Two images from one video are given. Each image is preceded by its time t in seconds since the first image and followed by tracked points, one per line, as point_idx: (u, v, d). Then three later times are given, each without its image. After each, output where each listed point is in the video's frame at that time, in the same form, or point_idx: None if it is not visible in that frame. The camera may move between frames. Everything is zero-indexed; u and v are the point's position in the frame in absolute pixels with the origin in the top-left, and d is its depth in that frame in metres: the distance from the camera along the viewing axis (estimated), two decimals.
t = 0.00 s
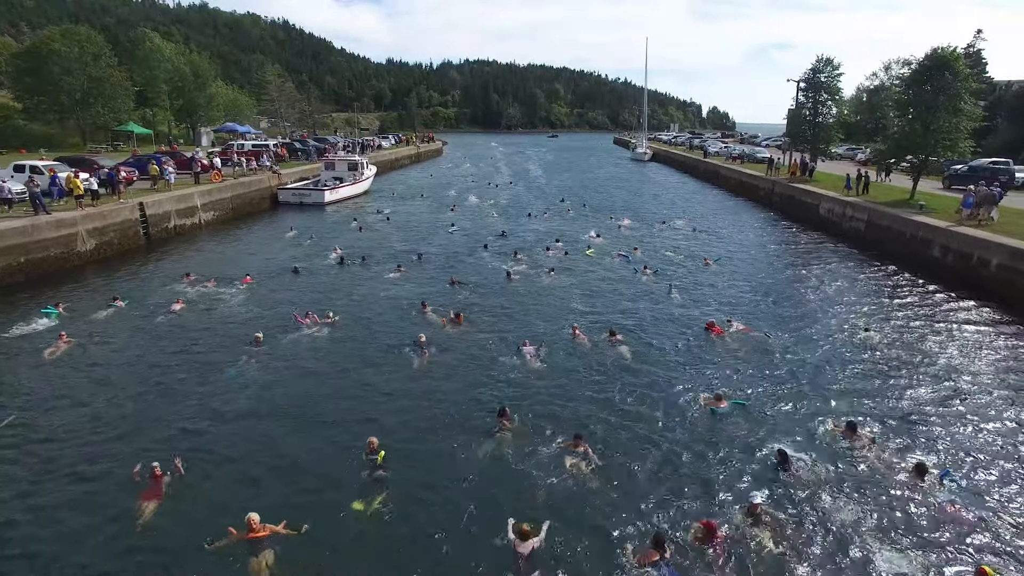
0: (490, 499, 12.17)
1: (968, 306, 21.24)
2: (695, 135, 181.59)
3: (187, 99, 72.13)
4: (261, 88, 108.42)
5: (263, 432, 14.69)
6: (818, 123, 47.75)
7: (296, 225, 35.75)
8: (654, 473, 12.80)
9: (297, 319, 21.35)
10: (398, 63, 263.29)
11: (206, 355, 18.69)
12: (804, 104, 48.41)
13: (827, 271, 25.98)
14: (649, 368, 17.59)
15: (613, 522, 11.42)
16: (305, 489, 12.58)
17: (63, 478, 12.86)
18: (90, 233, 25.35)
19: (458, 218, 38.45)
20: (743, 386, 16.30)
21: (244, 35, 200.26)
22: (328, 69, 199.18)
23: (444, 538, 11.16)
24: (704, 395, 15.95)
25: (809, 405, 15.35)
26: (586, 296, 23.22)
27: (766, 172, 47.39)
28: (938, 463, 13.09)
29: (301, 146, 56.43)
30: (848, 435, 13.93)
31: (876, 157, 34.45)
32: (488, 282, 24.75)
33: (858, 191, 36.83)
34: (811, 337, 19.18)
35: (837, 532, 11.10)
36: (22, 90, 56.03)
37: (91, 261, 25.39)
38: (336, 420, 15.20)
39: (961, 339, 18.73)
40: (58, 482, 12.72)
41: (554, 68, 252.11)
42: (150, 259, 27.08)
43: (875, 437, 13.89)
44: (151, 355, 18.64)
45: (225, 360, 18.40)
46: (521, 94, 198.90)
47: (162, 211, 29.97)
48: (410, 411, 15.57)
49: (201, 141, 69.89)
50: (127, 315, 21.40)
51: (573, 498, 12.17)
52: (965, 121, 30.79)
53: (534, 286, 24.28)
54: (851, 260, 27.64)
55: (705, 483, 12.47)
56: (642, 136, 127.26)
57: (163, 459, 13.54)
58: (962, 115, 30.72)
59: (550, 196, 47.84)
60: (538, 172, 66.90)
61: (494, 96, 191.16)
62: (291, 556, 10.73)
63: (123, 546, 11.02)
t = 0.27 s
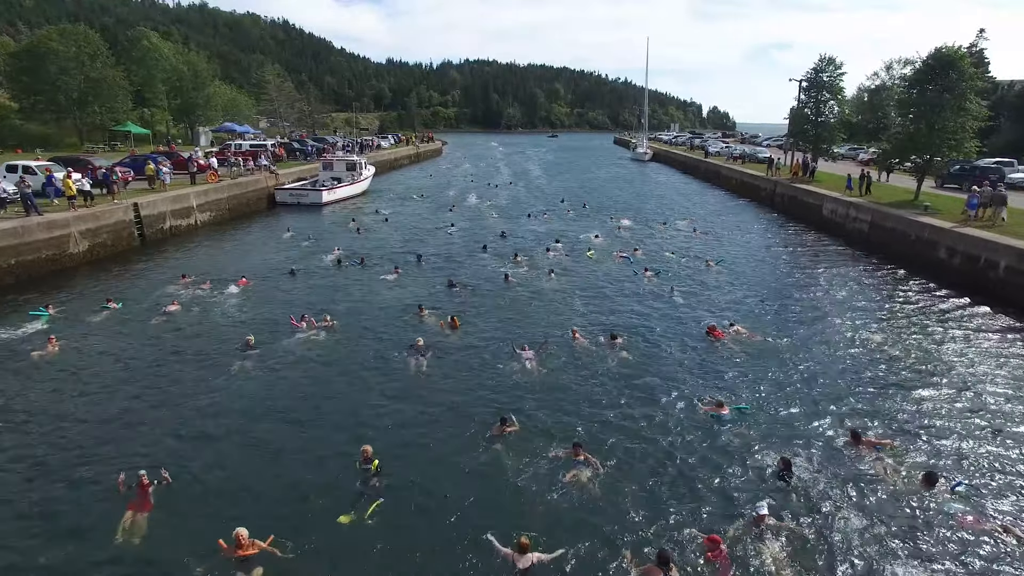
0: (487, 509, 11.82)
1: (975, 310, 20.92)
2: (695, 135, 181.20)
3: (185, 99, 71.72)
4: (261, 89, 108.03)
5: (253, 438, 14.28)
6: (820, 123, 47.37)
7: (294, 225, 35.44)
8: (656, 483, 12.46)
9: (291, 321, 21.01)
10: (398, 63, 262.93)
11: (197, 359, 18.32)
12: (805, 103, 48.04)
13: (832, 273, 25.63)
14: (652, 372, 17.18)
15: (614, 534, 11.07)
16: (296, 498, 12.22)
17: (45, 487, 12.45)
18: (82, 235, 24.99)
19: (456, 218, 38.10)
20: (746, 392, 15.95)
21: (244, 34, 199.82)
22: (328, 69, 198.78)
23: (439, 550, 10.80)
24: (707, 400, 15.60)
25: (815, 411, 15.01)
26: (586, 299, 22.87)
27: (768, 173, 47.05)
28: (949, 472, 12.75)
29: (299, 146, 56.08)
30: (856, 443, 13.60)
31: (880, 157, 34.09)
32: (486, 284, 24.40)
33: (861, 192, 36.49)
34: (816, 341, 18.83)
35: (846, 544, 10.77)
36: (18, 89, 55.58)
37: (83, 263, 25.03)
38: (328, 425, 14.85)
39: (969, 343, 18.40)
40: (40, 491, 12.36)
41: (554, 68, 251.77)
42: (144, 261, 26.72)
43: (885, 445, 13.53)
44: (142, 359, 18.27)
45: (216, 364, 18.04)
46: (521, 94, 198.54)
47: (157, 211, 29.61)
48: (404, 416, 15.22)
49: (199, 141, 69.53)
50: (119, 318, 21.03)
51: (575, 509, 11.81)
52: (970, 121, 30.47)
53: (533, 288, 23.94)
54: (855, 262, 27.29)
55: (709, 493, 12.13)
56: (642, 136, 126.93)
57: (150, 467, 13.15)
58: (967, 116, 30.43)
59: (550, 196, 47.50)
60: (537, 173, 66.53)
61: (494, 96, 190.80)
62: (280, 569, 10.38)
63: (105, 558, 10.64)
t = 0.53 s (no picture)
0: (485, 517, 11.51)
1: (983, 312, 20.59)
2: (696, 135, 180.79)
3: (184, 99, 71.43)
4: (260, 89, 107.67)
5: (246, 443, 13.95)
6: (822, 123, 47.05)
7: (292, 226, 35.14)
8: (659, 490, 12.15)
9: (287, 324, 20.71)
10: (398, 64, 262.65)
11: (190, 361, 18.01)
12: (807, 103, 47.71)
13: (835, 275, 25.32)
14: (653, 376, 16.86)
15: (615, 543, 10.76)
16: (289, 505, 11.90)
17: (31, 493, 12.12)
18: (76, 236, 24.68)
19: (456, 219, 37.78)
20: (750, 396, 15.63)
21: (244, 35, 199.50)
22: (327, 69, 198.49)
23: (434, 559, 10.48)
24: (710, 404, 15.28)
25: (820, 416, 14.69)
26: (587, 300, 22.54)
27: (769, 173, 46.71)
28: (959, 479, 12.45)
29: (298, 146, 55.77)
30: (862, 450, 13.30)
31: (883, 157, 33.78)
32: (486, 286, 24.08)
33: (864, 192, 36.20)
34: (821, 344, 18.51)
35: (853, 555, 10.47)
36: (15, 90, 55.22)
37: (77, 264, 24.70)
38: (322, 430, 14.53)
39: (977, 347, 18.08)
40: (25, 497, 12.05)
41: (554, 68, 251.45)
42: (139, 261, 26.39)
43: (892, 451, 13.22)
44: (134, 362, 17.94)
45: (210, 366, 17.73)
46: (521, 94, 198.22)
47: (152, 212, 29.28)
48: (400, 420, 14.91)
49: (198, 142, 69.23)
50: (111, 320, 20.71)
51: (575, 516, 11.47)
52: (975, 120, 30.12)
53: (533, 290, 23.60)
54: (859, 263, 26.96)
55: (713, 501, 11.82)
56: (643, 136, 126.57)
57: (139, 473, 12.81)
58: (972, 115, 30.07)
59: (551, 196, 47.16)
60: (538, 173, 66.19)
61: (494, 96, 190.43)
62: None
63: (89, 566, 10.32)
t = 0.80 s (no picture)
0: (485, 528, 11.19)
1: (991, 316, 20.24)
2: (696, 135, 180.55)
3: (182, 98, 70.91)
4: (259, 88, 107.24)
5: (241, 451, 13.60)
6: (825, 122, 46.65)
7: (291, 226, 34.82)
8: (664, 501, 11.85)
9: (285, 326, 20.39)
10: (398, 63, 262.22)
11: (185, 365, 17.68)
12: (810, 103, 47.31)
13: (840, 277, 24.98)
14: (657, 380, 16.49)
15: (619, 557, 10.45)
16: (284, 515, 11.58)
17: (17, 504, 11.75)
18: (69, 237, 24.31)
19: (455, 219, 37.45)
20: (756, 401, 15.31)
21: (243, 34, 198.95)
22: (327, 69, 197.90)
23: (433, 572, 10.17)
24: (714, 410, 14.99)
25: (829, 423, 14.39)
26: (589, 302, 22.21)
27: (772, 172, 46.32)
28: (972, 489, 12.14)
29: (297, 146, 55.39)
30: (871, 457, 13.02)
31: (888, 157, 33.39)
32: (486, 287, 23.74)
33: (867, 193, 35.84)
34: (827, 348, 18.19)
35: (864, 570, 10.17)
36: (12, 89, 54.67)
37: (71, 266, 24.32)
38: (320, 435, 14.21)
39: (986, 351, 17.77)
40: (13, 506, 11.73)
41: (554, 68, 251.05)
42: (136, 263, 26.02)
43: (901, 458, 12.98)
44: (127, 365, 17.57)
45: (205, 370, 17.39)
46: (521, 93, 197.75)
47: (148, 213, 28.91)
48: (399, 426, 14.60)
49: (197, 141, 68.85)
50: (105, 322, 20.35)
51: (579, 529, 11.14)
52: (982, 119, 29.71)
53: (534, 291, 23.27)
54: (865, 265, 26.60)
55: (720, 513, 11.51)
56: (643, 136, 126.14)
57: (130, 484, 12.45)
58: (979, 114, 29.66)
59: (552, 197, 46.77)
60: (538, 173, 65.83)
61: (495, 95, 189.95)
62: None
63: None
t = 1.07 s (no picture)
0: (486, 538, 10.88)
1: (999, 319, 19.94)
2: (696, 135, 180.28)
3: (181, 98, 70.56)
4: (259, 89, 106.93)
5: (236, 458, 13.27)
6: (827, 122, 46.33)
7: (290, 227, 34.55)
8: (669, 509, 11.53)
9: (283, 328, 20.10)
10: (398, 63, 261.82)
11: (180, 367, 17.38)
12: (813, 102, 46.99)
13: (844, 278, 24.70)
14: (661, 385, 16.15)
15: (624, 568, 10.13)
16: (281, 524, 11.28)
17: (6, 513, 11.44)
18: (64, 238, 23.98)
19: (455, 219, 37.16)
20: (761, 406, 15.02)
21: (242, 34, 198.54)
22: (327, 69, 197.51)
23: None
24: (719, 414, 14.70)
25: (837, 428, 14.10)
26: (591, 304, 21.91)
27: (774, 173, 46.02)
28: (984, 497, 11.85)
29: (296, 146, 55.08)
30: (880, 463, 12.73)
31: (892, 157, 33.08)
32: (487, 289, 23.45)
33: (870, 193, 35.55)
34: (833, 352, 17.89)
35: None
36: (8, 88, 54.28)
37: (65, 268, 23.98)
38: (317, 440, 13.92)
39: (994, 355, 17.48)
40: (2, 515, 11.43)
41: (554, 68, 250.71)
42: (131, 264, 25.70)
43: (911, 465, 12.69)
44: (121, 369, 17.24)
45: (201, 373, 17.09)
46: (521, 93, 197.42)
47: (145, 213, 28.59)
48: (398, 431, 14.30)
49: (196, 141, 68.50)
50: (99, 324, 20.01)
51: (584, 539, 10.83)
52: (988, 119, 29.37)
53: (535, 293, 22.97)
54: (869, 267, 26.30)
55: (726, 522, 11.20)
56: (643, 136, 125.81)
57: (121, 493, 12.11)
58: (985, 114, 29.30)
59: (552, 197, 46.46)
60: (539, 173, 65.55)
61: (495, 95, 189.60)
62: None
63: None
